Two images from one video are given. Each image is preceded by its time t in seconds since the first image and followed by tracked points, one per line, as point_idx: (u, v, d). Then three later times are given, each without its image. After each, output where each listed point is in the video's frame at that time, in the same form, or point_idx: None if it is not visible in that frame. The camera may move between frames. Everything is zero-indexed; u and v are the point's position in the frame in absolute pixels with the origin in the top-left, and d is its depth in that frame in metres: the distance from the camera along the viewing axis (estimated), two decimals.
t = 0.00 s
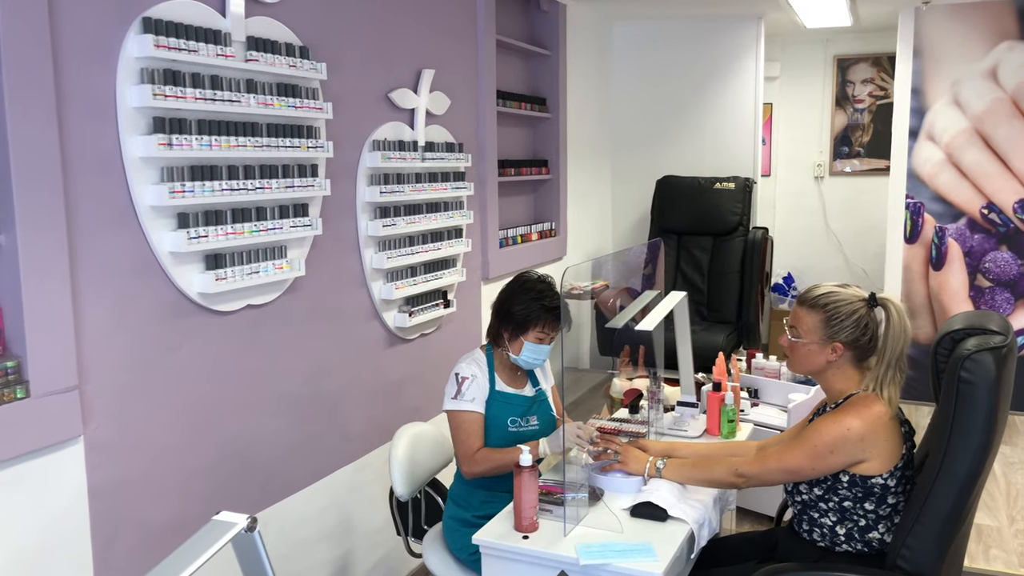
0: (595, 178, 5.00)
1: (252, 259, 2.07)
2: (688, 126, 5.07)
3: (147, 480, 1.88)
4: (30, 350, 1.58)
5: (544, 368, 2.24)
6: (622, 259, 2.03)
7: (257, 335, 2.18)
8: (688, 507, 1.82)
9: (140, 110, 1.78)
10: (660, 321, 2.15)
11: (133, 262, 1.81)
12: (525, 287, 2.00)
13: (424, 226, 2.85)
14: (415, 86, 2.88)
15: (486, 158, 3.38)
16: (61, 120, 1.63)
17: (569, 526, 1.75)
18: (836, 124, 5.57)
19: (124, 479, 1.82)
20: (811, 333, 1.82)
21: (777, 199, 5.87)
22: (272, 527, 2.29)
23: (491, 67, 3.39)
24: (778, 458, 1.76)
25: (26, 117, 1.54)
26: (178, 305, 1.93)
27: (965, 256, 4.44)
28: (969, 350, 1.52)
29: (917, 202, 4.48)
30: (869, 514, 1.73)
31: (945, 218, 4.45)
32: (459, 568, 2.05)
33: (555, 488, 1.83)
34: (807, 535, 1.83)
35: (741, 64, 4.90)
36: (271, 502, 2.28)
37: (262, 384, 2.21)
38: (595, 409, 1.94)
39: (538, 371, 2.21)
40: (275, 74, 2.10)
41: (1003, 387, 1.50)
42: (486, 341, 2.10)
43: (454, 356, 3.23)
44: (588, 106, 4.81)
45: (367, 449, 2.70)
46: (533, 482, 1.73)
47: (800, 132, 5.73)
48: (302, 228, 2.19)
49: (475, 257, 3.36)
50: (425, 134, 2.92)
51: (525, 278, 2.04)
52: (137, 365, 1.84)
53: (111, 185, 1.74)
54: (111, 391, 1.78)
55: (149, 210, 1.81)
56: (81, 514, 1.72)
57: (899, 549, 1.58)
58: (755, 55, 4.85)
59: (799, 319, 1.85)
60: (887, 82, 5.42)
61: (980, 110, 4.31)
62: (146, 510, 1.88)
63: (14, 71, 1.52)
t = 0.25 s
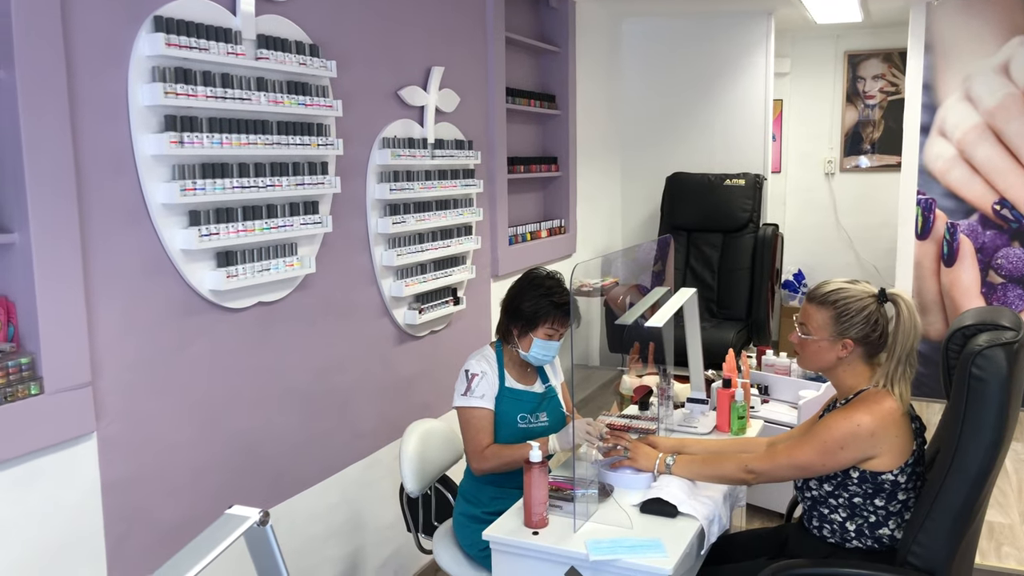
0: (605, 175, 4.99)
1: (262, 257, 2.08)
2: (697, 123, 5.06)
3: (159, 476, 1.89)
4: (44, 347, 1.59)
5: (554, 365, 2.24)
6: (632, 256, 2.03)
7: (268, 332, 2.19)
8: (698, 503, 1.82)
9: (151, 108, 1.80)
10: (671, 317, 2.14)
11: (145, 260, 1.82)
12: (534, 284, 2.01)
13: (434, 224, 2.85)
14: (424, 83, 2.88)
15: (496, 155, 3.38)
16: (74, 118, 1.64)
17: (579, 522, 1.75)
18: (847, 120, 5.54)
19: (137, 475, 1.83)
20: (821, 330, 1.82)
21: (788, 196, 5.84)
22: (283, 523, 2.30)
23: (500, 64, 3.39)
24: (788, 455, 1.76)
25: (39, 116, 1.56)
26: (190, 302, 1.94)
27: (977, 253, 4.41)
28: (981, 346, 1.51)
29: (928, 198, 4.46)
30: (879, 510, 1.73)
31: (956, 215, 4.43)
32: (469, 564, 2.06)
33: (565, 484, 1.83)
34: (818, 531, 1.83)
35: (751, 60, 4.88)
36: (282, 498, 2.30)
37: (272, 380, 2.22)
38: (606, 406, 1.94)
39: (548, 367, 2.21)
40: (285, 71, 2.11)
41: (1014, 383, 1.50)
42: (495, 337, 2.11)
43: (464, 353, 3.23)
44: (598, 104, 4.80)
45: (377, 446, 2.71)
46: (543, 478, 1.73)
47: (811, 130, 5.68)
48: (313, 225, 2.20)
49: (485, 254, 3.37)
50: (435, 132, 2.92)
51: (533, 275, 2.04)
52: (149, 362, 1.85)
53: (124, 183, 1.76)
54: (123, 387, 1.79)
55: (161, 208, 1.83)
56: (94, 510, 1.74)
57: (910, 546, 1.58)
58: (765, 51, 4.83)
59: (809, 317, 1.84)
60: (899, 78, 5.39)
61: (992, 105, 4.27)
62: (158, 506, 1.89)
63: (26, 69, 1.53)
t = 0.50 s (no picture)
0: (611, 173, 4.99)
1: (270, 256, 2.09)
2: (703, 121, 5.05)
3: (168, 474, 1.90)
4: (54, 346, 1.60)
5: (560, 363, 2.24)
6: (639, 255, 2.03)
7: (276, 331, 2.20)
8: (705, 501, 1.82)
9: (160, 108, 1.81)
10: (677, 315, 2.14)
11: (154, 259, 1.83)
12: (540, 282, 2.01)
13: (441, 223, 2.86)
14: (431, 83, 2.89)
15: (502, 154, 3.38)
16: (83, 119, 1.66)
17: (586, 520, 1.76)
18: (854, 118, 5.53)
19: (146, 473, 1.85)
20: (828, 328, 1.82)
21: (794, 194, 5.83)
22: (291, 521, 2.31)
23: (507, 63, 3.39)
24: (795, 452, 1.76)
25: (50, 116, 1.57)
26: (198, 301, 1.96)
27: (985, 251, 4.39)
28: (988, 344, 1.51)
29: (936, 196, 4.45)
30: (886, 509, 1.73)
31: (964, 212, 4.42)
32: (477, 562, 2.06)
33: (572, 482, 1.83)
34: (824, 529, 1.83)
35: (757, 58, 4.87)
36: (290, 496, 2.30)
37: (280, 379, 2.23)
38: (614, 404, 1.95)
39: (555, 365, 2.22)
40: (293, 71, 2.12)
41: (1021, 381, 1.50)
42: (502, 336, 2.11)
43: (471, 351, 3.24)
44: (604, 103, 4.80)
45: (385, 444, 2.72)
46: (550, 476, 1.73)
47: (818, 127, 5.67)
48: (320, 224, 2.21)
49: (491, 253, 3.37)
50: (442, 131, 2.93)
51: (540, 273, 2.04)
52: (158, 361, 1.86)
53: (133, 182, 1.77)
54: (133, 386, 1.81)
55: (170, 207, 1.84)
56: (104, 507, 1.75)
57: (916, 544, 1.58)
58: (771, 49, 4.83)
59: (816, 315, 1.84)
60: (906, 75, 5.37)
61: (999, 103, 4.26)
62: (167, 504, 1.91)
63: (37, 70, 1.54)
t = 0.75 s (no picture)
0: (613, 172, 4.99)
1: (272, 254, 2.10)
2: (705, 119, 5.05)
3: (170, 472, 1.91)
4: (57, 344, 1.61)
5: (561, 361, 2.25)
6: (640, 254, 2.03)
7: (278, 329, 2.20)
8: (707, 499, 1.82)
9: (163, 106, 1.81)
10: (679, 313, 2.14)
11: (156, 257, 1.83)
12: (542, 281, 2.01)
13: (442, 221, 2.86)
14: (433, 81, 2.89)
15: (504, 153, 3.38)
16: (86, 116, 1.66)
17: (588, 518, 1.76)
18: (856, 116, 5.53)
19: (148, 471, 1.85)
20: (830, 328, 1.82)
21: (796, 192, 5.83)
22: (293, 519, 2.31)
23: (509, 62, 3.39)
24: (797, 451, 1.76)
25: (53, 114, 1.57)
26: (200, 299, 1.96)
27: (987, 249, 4.39)
28: (990, 342, 1.51)
29: (938, 194, 4.44)
30: (888, 507, 1.73)
31: (966, 211, 4.41)
32: (478, 560, 2.06)
33: (574, 480, 1.84)
34: (826, 528, 1.83)
35: (759, 57, 4.87)
36: (292, 494, 2.31)
37: (282, 377, 2.24)
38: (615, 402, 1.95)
39: (556, 364, 2.22)
40: (295, 69, 2.12)
41: None
42: (504, 335, 2.11)
43: (472, 350, 3.24)
44: (606, 101, 4.80)
45: (387, 442, 2.72)
46: (552, 474, 1.74)
47: (820, 126, 5.67)
48: (322, 223, 2.21)
49: (493, 251, 3.37)
50: (444, 129, 2.93)
51: (541, 272, 2.04)
52: (160, 359, 1.87)
53: (135, 180, 1.77)
54: (135, 384, 1.81)
55: (172, 205, 1.84)
56: (106, 505, 1.75)
57: (918, 542, 1.58)
58: (774, 47, 4.82)
59: (818, 315, 1.84)
60: (908, 74, 5.37)
61: (1002, 102, 4.25)
62: (169, 501, 1.91)
63: (39, 68, 1.54)
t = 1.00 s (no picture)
0: (614, 172, 5.00)
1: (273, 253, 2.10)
2: (705, 119, 5.05)
3: (172, 470, 1.91)
4: (59, 343, 1.61)
5: (562, 360, 2.25)
6: (641, 253, 2.04)
7: (279, 329, 2.21)
8: (707, 499, 1.83)
9: (164, 106, 1.82)
10: (679, 313, 2.14)
11: (157, 257, 1.84)
12: (542, 280, 2.02)
13: (443, 221, 2.86)
14: (434, 81, 2.89)
15: (505, 152, 3.39)
16: (87, 116, 1.66)
17: (589, 517, 1.76)
18: (856, 116, 5.53)
19: (150, 470, 1.85)
20: (830, 327, 1.82)
21: (797, 192, 5.83)
22: (294, 518, 2.32)
23: (509, 61, 3.40)
24: (797, 450, 1.76)
25: (55, 114, 1.57)
26: (202, 298, 1.96)
27: (987, 249, 4.39)
28: (990, 342, 1.52)
29: (938, 194, 4.44)
30: (888, 506, 1.73)
31: (966, 211, 4.41)
32: (479, 559, 2.07)
33: (574, 479, 1.84)
34: (826, 527, 1.83)
35: (760, 56, 4.87)
36: (294, 493, 2.31)
37: (283, 376, 2.24)
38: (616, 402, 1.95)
39: (557, 363, 2.23)
40: (296, 69, 2.13)
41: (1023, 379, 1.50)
42: (505, 335, 2.12)
43: (473, 349, 3.24)
44: (607, 101, 4.80)
45: (388, 441, 2.73)
46: (553, 473, 1.74)
47: (820, 125, 5.67)
48: (323, 223, 2.21)
49: (494, 251, 3.38)
50: (444, 129, 2.93)
51: (541, 271, 2.05)
52: (161, 358, 1.87)
53: (137, 180, 1.78)
54: (137, 383, 1.81)
55: (174, 204, 1.85)
56: (108, 504, 1.76)
57: (918, 541, 1.58)
58: (774, 47, 4.82)
59: (818, 314, 1.85)
60: (908, 74, 5.37)
61: (1002, 101, 4.26)
62: (170, 500, 1.91)
63: (41, 68, 1.55)
